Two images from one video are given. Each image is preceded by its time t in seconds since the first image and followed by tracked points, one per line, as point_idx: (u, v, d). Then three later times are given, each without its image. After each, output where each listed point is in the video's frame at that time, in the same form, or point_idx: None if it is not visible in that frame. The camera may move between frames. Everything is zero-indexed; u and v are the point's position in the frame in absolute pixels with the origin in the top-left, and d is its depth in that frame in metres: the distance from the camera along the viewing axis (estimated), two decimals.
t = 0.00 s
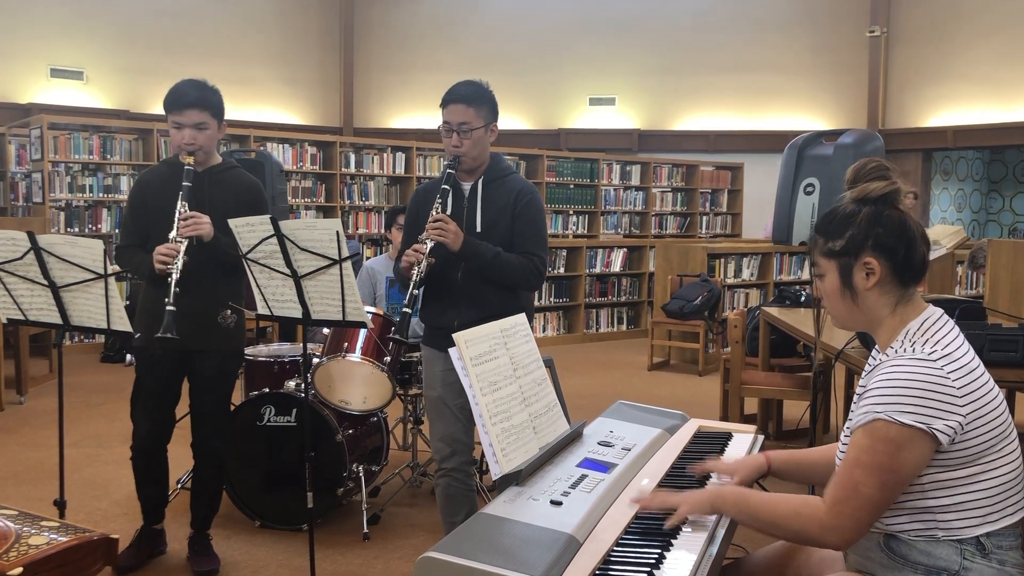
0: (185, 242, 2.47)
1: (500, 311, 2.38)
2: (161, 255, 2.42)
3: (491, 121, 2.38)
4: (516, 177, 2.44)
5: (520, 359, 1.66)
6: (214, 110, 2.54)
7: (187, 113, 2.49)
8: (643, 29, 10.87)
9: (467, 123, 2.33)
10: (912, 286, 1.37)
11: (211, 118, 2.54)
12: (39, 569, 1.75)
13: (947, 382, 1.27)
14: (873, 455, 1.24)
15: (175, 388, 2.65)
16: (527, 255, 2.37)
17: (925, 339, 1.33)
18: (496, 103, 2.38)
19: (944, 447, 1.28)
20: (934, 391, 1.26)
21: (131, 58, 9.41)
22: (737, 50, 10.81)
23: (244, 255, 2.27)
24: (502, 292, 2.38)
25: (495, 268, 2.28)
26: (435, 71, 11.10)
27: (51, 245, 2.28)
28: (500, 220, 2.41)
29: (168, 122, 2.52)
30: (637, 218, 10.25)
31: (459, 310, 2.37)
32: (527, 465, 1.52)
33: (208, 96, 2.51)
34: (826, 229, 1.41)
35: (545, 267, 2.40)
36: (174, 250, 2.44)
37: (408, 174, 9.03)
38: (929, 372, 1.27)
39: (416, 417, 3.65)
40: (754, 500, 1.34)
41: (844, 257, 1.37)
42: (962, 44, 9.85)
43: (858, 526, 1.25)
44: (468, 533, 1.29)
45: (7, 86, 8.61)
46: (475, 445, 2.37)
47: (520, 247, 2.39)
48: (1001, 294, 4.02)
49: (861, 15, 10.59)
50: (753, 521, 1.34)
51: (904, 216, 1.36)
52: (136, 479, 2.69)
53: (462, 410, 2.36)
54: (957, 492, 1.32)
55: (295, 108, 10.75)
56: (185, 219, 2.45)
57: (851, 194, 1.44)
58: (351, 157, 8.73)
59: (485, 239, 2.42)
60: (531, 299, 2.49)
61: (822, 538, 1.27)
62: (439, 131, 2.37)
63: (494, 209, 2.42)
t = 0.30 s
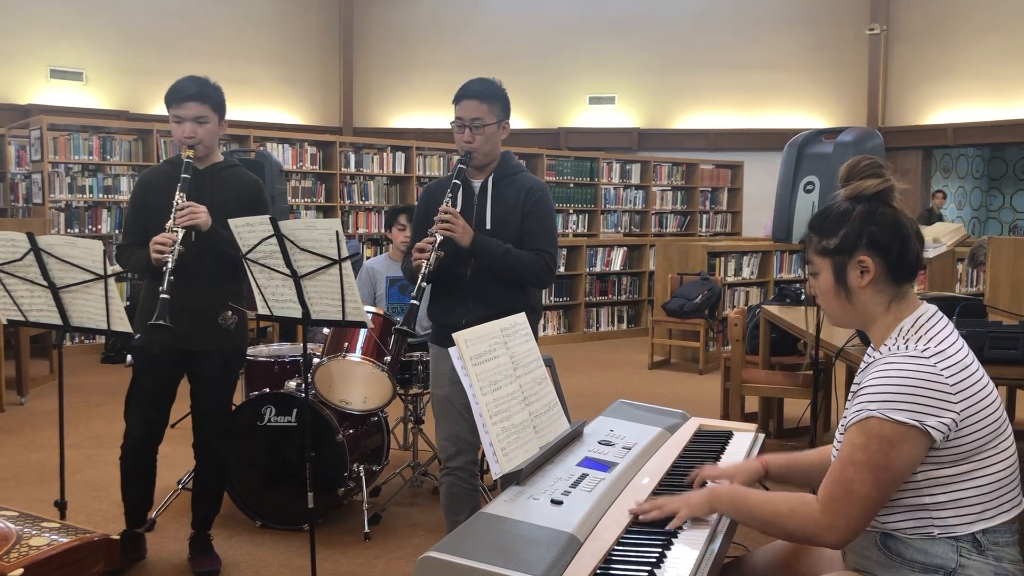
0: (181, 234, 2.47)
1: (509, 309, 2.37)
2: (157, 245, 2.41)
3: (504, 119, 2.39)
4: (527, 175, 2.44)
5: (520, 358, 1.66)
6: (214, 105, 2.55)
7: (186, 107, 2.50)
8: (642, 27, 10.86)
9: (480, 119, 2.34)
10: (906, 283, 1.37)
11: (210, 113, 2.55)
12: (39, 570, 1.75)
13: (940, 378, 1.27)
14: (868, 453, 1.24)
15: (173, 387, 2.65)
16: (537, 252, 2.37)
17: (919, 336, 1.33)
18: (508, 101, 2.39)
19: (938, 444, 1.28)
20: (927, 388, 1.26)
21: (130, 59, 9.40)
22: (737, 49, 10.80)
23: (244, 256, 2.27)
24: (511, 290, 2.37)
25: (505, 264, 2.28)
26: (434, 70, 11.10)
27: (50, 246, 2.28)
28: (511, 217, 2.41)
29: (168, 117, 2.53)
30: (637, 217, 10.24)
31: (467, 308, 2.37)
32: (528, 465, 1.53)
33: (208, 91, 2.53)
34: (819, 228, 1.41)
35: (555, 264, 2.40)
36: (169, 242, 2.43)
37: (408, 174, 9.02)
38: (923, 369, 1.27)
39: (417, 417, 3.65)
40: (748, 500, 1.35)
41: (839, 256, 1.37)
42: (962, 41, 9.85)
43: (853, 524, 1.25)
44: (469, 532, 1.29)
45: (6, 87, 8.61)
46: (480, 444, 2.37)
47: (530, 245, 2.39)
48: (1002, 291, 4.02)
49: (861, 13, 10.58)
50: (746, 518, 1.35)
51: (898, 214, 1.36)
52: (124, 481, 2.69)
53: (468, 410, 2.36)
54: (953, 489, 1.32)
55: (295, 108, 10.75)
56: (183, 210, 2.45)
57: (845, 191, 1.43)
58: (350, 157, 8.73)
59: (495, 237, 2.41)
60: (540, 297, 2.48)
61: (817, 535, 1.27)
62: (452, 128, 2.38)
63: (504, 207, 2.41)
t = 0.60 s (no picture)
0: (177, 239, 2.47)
1: (514, 307, 2.37)
2: (153, 252, 2.40)
3: (511, 117, 2.39)
4: (533, 173, 2.43)
5: (521, 357, 1.66)
6: (205, 107, 2.55)
7: (178, 111, 2.50)
8: (643, 26, 10.86)
9: (487, 117, 2.35)
10: (908, 281, 1.37)
11: (202, 115, 2.55)
12: (39, 570, 1.75)
13: (942, 377, 1.27)
14: (871, 452, 1.24)
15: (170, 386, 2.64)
16: (543, 249, 2.37)
17: (921, 335, 1.33)
18: (515, 99, 2.40)
19: (939, 443, 1.28)
20: (929, 387, 1.25)
21: (130, 59, 9.40)
22: (737, 48, 10.79)
23: (245, 255, 2.27)
24: (518, 287, 2.37)
25: (512, 260, 2.28)
26: (434, 70, 11.10)
27: (51, 246, 2.28)
28: (518, 214, 2.41)
29: (160, 120, 2.54)
30: (638, 216, 10.24)
31: (473, 305, 2.37)
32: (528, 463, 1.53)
33: (199, 94, 2.53)
34: (822, 226, 1.40)
35: (561, 261, 2.40)
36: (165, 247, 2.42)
37: (408, 174, 9.03)
38: (926, 369, 1.27)
39: (418, 416, 3.64)
40: (750, 497, 1.37)
41: (841, 254, 1.36)
42: (962, 40, 9.84)
43: (855, 523, 1.25)
44: (469, 531, 1.30)
45: (7, 88, 8.61)
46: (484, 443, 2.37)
47: (536, 242, 2.39)
48: (1004, 290, 4.01)
49: (862, 12, 10.57)
50: (747, 515, 1.36)
51: (901, 212, 1.36)
52: (122, 483, 2.70)
53: (471, 409, 2.35)
54: (952, 488, 1.32)
55: (295, 108, 10.76)
56: (177, 216, 2.46)
57: (848, 188, 1.43)
58: (351, 156, 8.73)
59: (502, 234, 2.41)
60: (546, 296, 2.48)
61: (818, 532, 1.28)
62: (459, 125, 2.39)
63: (510, 204, 2.41)
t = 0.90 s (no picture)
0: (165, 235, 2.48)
1: (517, 308, 2.37)
2: (142, 247, 2.40)
3: (515, 117, 2.40)
4: (537, 175, 2.43)
5: (523, 358, 1.66)
6: (188, 104, 2.55)
7: (161, 107, 2.50)
8: (645, 27, 10.86)
9: (491, 118, 2.35)
10: (913, 283, 1.37)
11: (185, 112, 2.55)
12: (42, 568, 1.75)
13: (943, 378, 1.27)
14: (872, 451, 1.24)
15: (163, 387, 2.65)
16: (545, 251, 2.37)
17: (924, 336, 1.33)
18: (519, 99, 2.40)
19: (941, 443, 1.27)
20: (931, 387, 1.25)
21: (133, 59, 9.41)
22: (739, 49, 10.79)
23: (247, 255, 2.27)
24: (520, 289, 2.38)
25: (513, 261, 2.28)
26: (436, 71, 11.11)
27: (54, 246, 2.29)
28: (521, 215, 2.41)
29: (143, 118, 2.53)
30: (640, 217, 10.25)
31: (476, 307, 2.37)
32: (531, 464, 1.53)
33: (182, 91, 2.53)
34: (828, 227, 1.40)
35: (563, 263, 2.40)
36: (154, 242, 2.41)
37: (411, 174, 9.04)
38: (927, 368, 1.27)
39: (419, 417, 3.65)
40: (751, 498, 1.38)
41: (847, 255, 1.36)
42: (964, 42, 9.84)
43: (856, 522, 1.25)
44: (469, 532, 1.30)
45: (11, 88, 8.62)
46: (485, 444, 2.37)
47: (539, 243, 2.39)
48: (1006, 292, 4.00)
49: (864, 13, 10.56)
50: (747, 514, 1.38)
51: (907, 214, 1.36)
52: (122, 483, 2.70)
53: (473, 409, 2.35)
54: (954, 489, 1.32)
55: (297, 108, 10.77)
56: (164, 213, 2.47)
57: (854, 190, 1.43)
58: (353, 157, 8.72)
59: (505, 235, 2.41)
60: (549, 297, 2.48)
61: (818, 531, 1.28)
62: (462, 126, 2.39)
63: (514, 205, 2.41)
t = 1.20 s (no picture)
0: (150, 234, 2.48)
1: (517, 312, 2.37)
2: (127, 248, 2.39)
3: (520, 122, 2.40)
4: (541, 179, 2.44)
5: (527, 363, 1.66)
6: (169, 105, 2.58)
7: (143, 107, 2.51)
8: (648, 31, 10.87)
9: (496, 122, 2.35)
10: (917, 288, 1.37)
11: (167, 112, 2.56)
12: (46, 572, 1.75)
13: (951, 384, 1.26)
14: (885, 461, 1.23)
15: (151, 387, 2.63)
16: (545, 255, 2.37)
17: (929, 342, 1.33)
18: (526, 104, 2.41)
19: (949, 450, 1.27)
20: (939, 392, 1.25)
21: (137, 63, 9.43)
22: (742, 53, 10.79)
23: (252, 259, 2.27)
24: (521, 293, 2.37)
25: (513, 265, 2.28)
26: (439, 75, 11.12)
27: (59, 250, 2.29)
28: (523, 219, 2.40)
29: (124, 118, 2.54)
30: (643, 221, 10.28)
31: (477, 310, 2.37)
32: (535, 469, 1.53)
33: (163, 92, 2.55)
34: (831, 234, 1.40)
35: (563, 267, 2.40)
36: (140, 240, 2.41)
37: (414, 178, 9.06)
38: (935, 375, 1.27)
39: (423, 421, 3.64)
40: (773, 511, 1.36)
41: (851, 263, 1.36)
42: (968, 46, 9.84)
43: (880, 533, 1.24)
44: (474, 538, 1.29)
45: (16, 91, 8.64)
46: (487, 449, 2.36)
47: (539, 247, 2.39)
48: (1011, 296, 4.00)
49: (868, 17, 10.56)
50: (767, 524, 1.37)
51: (909, 220, 1.36)
52: (124, 486, 2.70)
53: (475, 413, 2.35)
54: (961, 496, 1.32)
55: (301, 112, 10.80)
56: (148, 211, 2.47)
57: (854, 197, 1.43)
58: (357, 161, 8.73)
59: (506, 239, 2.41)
60: (549, 302, 2.48)
61: (844, 547, 1.26)
62: (467, 129, 2.39)
63: (516, 209, 2.41)
